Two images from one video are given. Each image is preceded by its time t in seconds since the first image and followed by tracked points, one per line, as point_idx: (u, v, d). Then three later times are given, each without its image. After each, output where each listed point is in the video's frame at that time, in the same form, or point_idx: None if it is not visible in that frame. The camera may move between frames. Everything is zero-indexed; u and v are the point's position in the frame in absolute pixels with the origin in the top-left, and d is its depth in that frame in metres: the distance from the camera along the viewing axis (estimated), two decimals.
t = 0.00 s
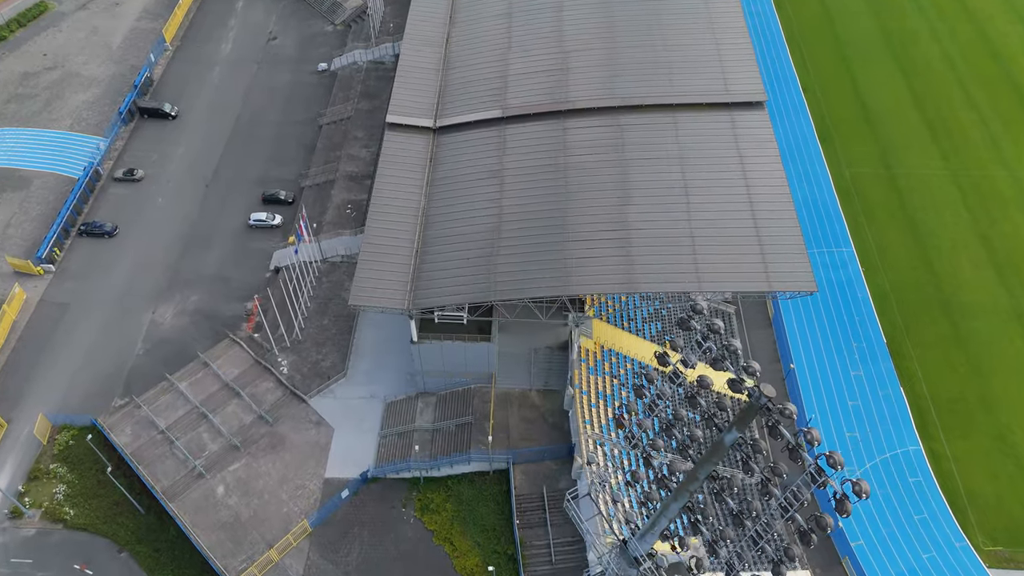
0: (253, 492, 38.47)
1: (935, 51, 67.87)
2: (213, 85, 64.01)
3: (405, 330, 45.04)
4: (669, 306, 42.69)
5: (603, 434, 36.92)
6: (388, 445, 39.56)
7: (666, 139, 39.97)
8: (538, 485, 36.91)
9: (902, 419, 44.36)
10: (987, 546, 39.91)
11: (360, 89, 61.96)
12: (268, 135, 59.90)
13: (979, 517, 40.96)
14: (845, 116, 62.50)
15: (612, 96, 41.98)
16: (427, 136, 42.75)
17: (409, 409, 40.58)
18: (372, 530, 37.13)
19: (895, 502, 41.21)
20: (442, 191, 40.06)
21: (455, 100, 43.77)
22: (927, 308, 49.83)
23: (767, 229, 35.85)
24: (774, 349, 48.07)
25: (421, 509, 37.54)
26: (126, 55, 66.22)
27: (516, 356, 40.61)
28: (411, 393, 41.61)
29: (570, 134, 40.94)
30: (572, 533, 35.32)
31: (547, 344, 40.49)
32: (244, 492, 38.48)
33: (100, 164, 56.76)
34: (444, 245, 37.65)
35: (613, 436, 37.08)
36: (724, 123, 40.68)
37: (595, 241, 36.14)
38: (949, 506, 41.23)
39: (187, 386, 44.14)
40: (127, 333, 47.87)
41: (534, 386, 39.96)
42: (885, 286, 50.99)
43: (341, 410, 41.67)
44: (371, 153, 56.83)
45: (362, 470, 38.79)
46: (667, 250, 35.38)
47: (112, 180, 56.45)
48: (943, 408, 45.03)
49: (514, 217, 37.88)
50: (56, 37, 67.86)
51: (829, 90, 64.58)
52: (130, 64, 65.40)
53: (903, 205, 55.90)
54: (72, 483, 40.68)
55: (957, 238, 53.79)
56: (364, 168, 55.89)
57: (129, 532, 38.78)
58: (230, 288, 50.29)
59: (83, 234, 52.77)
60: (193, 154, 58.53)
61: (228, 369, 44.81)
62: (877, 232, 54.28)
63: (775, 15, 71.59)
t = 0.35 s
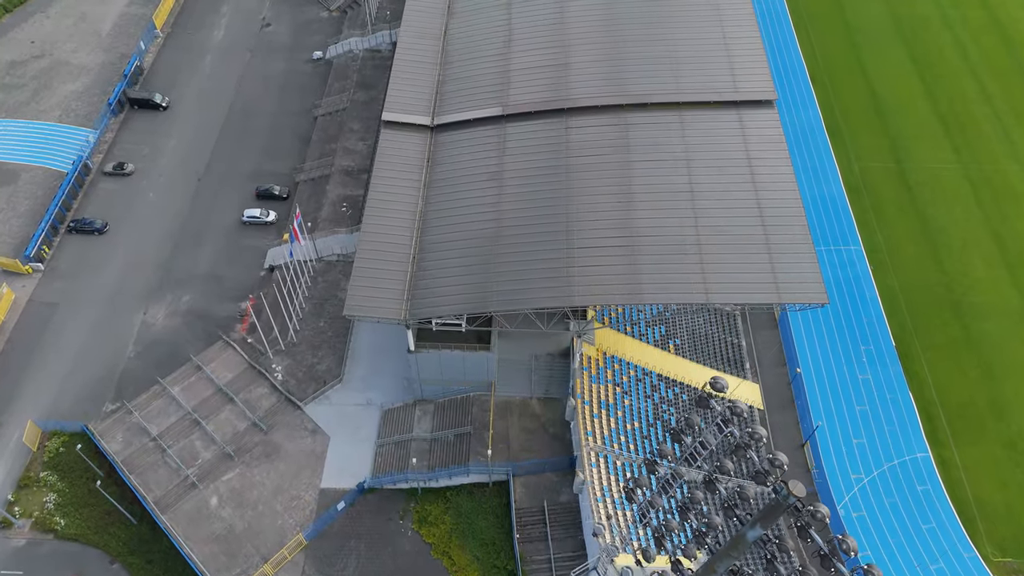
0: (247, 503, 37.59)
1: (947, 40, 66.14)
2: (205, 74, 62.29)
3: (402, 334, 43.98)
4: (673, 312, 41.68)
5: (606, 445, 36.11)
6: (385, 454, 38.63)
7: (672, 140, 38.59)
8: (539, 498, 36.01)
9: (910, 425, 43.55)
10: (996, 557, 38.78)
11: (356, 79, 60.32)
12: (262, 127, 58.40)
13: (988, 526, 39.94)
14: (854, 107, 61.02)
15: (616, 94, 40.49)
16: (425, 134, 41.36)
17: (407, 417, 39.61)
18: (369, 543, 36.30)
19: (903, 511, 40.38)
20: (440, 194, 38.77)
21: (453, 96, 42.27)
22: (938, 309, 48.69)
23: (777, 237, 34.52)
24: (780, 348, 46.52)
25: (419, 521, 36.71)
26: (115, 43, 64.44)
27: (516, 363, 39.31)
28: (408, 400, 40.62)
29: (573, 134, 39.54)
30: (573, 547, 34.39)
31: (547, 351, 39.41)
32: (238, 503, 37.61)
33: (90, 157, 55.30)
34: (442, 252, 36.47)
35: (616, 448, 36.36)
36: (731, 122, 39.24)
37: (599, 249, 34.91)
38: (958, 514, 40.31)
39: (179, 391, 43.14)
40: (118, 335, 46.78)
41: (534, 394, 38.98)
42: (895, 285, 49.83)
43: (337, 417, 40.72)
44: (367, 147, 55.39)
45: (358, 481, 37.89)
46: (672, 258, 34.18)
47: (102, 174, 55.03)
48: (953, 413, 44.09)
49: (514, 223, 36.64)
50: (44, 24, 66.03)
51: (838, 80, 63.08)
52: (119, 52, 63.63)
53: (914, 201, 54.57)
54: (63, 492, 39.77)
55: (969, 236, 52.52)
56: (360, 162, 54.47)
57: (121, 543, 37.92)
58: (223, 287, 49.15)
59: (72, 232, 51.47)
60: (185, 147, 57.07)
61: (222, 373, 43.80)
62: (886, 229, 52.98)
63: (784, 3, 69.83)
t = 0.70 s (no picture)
0: (241, 515, 36.80)
1: (960, 27, 64.33)
2: (197, 63, 60.71)
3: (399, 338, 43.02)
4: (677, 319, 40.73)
5: (608, 458, 35.26)
6: (382, 465, 37.75)
7: (678, 141, 37.24)
8: (539, 512, 35.17)
9: (918, 432, 42.76)
10: (1003, 568, 38.13)
11: (352, 69, 58.73)
12: (255, 120, 56.99)
13: (996, 536, 39.30)
14: (863, 97, 59.44)
15: (620, 92, 39.08)
16: (423, 134, 40.08)
17: (404, 426, 38.73)
18: (365, 556, 35.53)
19: (910, 520, 39.63)
20: (439, 199, 37.59)
21: (451, 94, 40.90)
22: (947, 311, 47.70)
23: (787, 246, 33.29)
24: (785, 353, 45.90)
25: (417, 534, 35.89)
26: (104, 30, 62.69)
27: (516, 372, 38.56)
28: (405, 408, 39.72)
29: (575, 134, 38.15)
30: (574, 563, 33.57)
31: (548, 359, 38.42)
32: (232, 515, 36.82)
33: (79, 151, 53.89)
34: (440, 261, 35.40)
35: (618, 460, 35.56)
36: (740, 122, 37.88)
37: (601, 257, 33.70)
38: (966, 524, 39.65)
39: (172, 396, 42.18)
40: (109, 337, 45.72)
41: (535, 404, 37.93)
42: (903, 286, 48.86)
43: (333, 425, 39.81)
44: (364, 141, 54.00)
45: (355, 493, 37.05)
46: (677, 267, 32.97)
47: (91, 168, 53.64)
48: (962, 419, 43.34)
49: (514, 230, 35.47)
50: (31, 11, 64.23)
51: (848, 68, 61.40)
52: (108, 39, 61.92)
53: (924, 198, 53.27)
54: (54, 502, 38.88)
55: (980, 234, 51.26)
56: (356, 156, 53.11)
57: (113, 554, 37.08)
58: (217, 287, 48.02)
59: (61, 229, 50.24)
60: (177, 141, 55.68)
61: (215, 378, 42.81)
62: (896, 226, 51.75)
63: None
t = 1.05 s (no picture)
0: (236, 528, 36.06)
1: (973, 16, 62.63)
2: (188, 53, 59.15)
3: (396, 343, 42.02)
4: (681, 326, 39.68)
5: (610, 472, 34.40)
6: (379, 476, 36.92)
7: (684, 144, 35.98)
8: (540, 527, 34.43)
9: (925, 438, 41.94)
10: None
11: (348, 59, 57.25)
12: (249, 113, 55.63)
13: (1005, 547, 38.53)
14: (873, 89, 57.89)
15: (624, 91, 37.74)
16: (420, 135, 38.78)
17: (402, 435, 37.90)
18: (362, 571, 34.82)
19: (917, 531, 38.95)
20: (437, 203, 36.39)
21: (449, 93, 39.58)
22: (957, 313, 46.66)
23: (797, 257, 32.21)
24: (790, 357, 45.03)
25: (415, 548, 35.16)
26: (93, 18, 61.02)
27: (516, 380, 37.69)
28: (402, 417, 38.80)
29: (578, 137, 36.83)
30: None
31: (549, 368, 37.55)
32: (226, 528, 36.09)
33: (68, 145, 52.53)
34: (438, 269, 34.30)
35: (621, 474, 34.71)
36: (748, 124, 36.57)
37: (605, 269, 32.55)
38: (973, 535, 38.90)
39: (164, 403, 41.27)
40: (100, 340, 44.74)
41: (535, 413, 37.08)
42: (913, 287, 47.78)
43: (329, 434, 38.98)
44: (360, 135, 52.70)
45: (352, 505, 36.28)
46: (683, 278, 31.85)
47: (81, 163, 52.31)
48: (971, 426, 42.46)
49: (514, 238, 34.28)
50: None
51: (857, 58, 59.79)
52: (97, 28, 60.24)
53: (934, 195, 52.02)
54: (45, 511, 37.94)
55: (991, 233, 50.08)
56: (352, 151, 51.83)
57: (107, 566, 36.21)
58: (210, 288, 46.93)
59: (50, 227, 49.01)
60: (168, 134, 54.28)
61: (208, 383, 41.90)
62: (905, 225, 50.57)
63: None
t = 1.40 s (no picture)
0: (230, 542, 35.40)
1: (986, 5, 60.94)
2: (179, 43, 57.57)
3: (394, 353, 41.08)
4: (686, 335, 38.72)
5: (612, 488, 33.61)
6: (376, 489, 36.19)
7: (690, 150, 34.74)
8: (540, 545, 33.69)
9: (933, 447, 41.20)
10: None
11: (343, 51, 55.72)
12: (242, 107, 54.26)
13: (1012, 560, 37.82)
14: (883, 82, 56.38)
15: (628, 93, 36.43)
16: (417, 138, 37.56)
17: (399, 447, 37.12)
18: None
19: (923, 542, 38.32)
20: (434, 211, 35.28)
21: (447, 93, 38.27)
22: (966, 317, 45.69)
23: (806, 270, 31.10)
24: (796, 363, 44.21)
25: (412, 563, 34.52)
26: (81, 7, 59.29)
27: (515, 392, 36.87)
28: (400, 429, 37.95)
29: (580, 142, 35.63)
30: None
31: (550, 380, 36.74)
32: (220, 543, 35.41)
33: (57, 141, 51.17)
34: (436, 281, 33.29)
35: (623, 490, 33.92)
36: (756, 128, 35.28)
37: (608, 284, 31.55)
38: (980, 546, 38.21)
39: (157, 411, 40.43)
40: (91, 344, 43.78)
41: (535, 426, 36.28)
42: (921, 289, 46.82)
43: (325, 445, 38.16)
44: (356, 131, 51.37)
45: (348, 519, 35.52)
46: (689, 294, 30.85)
47: (70, 160, 50.99)
48: (980, 434, 41.66)
49: (514, 250, 33.26)
50: None
51: (867, 49, 58.20)
52: (85, 17, 58.55)
53: (944, 194, 50.82)
54: (37, 524, 37.25)
55: (1002, 233, 48.95)
56: (348, 147, 50.53)
57: None
58: (203, 290, 45.87)
59: (39, 226, 47.81)
60: (160, 129, 52.90)
61: (202, 391, 41.02)
62: (914, 225, 49.44)
63: None
